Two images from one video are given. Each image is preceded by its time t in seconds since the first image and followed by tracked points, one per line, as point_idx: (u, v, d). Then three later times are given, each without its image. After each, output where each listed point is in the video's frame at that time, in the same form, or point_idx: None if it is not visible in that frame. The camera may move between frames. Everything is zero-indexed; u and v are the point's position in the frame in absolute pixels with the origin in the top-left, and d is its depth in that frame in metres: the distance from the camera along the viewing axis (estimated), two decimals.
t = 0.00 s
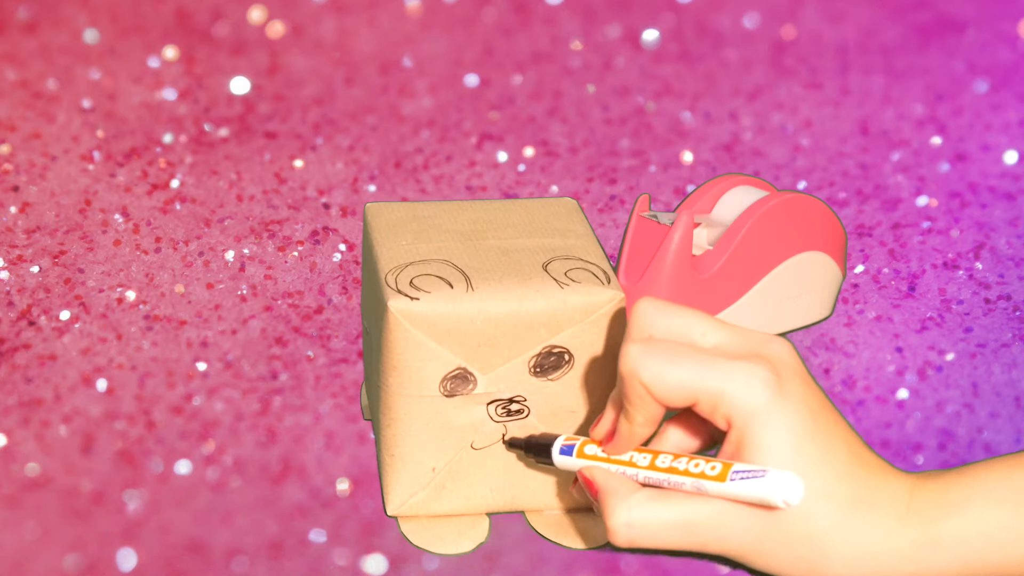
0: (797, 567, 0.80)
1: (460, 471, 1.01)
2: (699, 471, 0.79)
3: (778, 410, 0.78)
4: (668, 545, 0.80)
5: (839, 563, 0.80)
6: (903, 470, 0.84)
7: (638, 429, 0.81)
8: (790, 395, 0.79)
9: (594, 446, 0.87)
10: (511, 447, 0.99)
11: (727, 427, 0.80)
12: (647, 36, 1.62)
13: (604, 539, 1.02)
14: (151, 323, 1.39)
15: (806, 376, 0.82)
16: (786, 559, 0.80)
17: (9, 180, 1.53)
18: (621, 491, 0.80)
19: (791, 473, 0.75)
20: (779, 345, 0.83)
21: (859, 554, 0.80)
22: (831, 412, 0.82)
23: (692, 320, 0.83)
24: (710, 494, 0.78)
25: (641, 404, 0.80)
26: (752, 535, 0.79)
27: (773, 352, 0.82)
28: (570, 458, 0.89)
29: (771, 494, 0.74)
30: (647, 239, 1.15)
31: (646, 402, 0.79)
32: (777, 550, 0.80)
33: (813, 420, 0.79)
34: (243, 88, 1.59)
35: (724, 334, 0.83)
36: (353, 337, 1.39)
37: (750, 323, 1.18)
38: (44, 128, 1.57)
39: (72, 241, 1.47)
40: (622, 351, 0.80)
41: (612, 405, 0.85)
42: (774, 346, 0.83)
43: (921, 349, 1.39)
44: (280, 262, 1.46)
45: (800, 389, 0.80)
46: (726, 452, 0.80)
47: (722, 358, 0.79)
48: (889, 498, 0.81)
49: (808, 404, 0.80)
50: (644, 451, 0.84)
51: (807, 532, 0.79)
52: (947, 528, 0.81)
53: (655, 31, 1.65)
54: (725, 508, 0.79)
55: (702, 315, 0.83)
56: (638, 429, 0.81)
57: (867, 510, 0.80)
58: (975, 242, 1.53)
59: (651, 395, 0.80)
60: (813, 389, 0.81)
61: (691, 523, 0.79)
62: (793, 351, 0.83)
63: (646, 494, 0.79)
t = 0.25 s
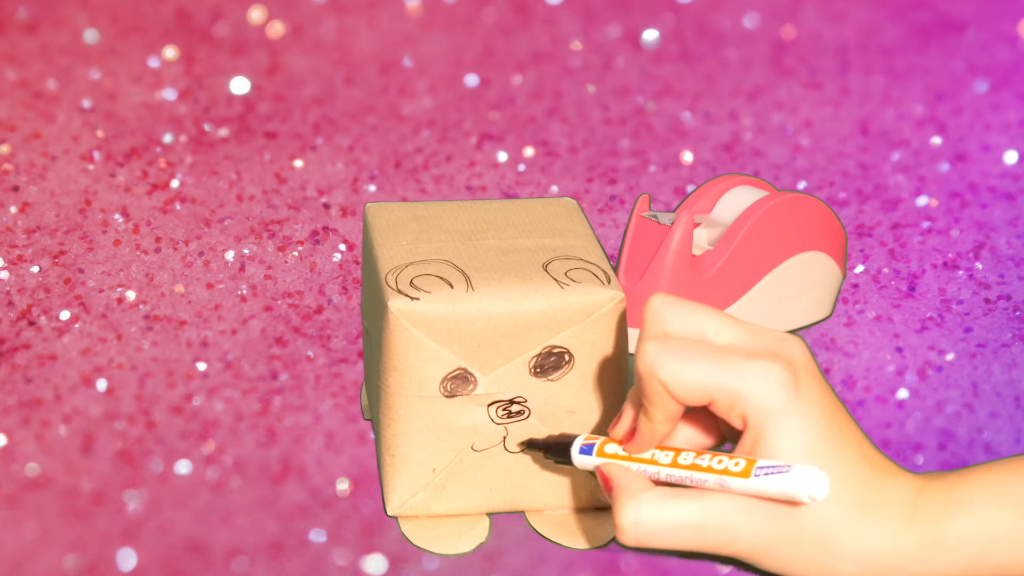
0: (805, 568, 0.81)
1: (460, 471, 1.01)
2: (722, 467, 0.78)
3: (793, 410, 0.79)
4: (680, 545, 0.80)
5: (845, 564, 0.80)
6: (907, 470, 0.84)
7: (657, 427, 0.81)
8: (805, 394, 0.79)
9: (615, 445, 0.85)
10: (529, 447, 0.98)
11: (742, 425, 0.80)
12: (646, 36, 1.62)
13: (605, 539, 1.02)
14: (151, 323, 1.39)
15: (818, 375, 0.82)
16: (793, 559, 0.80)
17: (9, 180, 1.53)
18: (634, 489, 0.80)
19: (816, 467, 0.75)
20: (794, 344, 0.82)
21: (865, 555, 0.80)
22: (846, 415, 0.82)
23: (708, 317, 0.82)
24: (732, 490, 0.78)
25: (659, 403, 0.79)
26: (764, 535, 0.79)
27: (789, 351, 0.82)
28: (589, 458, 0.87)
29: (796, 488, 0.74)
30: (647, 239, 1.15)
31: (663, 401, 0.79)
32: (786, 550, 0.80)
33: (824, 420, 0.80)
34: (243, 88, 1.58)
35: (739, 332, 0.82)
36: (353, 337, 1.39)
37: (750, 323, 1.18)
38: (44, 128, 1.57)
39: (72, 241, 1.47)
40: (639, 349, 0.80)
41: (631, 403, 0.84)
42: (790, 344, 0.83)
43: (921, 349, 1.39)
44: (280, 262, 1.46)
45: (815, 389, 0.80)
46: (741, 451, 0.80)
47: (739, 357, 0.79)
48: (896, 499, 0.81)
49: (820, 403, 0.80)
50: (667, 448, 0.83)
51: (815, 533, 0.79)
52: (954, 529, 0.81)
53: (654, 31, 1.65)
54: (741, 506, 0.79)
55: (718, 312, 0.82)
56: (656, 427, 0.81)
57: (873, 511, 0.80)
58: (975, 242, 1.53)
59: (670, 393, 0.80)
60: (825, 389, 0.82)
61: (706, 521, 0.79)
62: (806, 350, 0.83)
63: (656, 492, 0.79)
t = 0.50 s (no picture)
0: (794, 568, 0.81)
1: (460, 471, 1.01)
2: (695, 474, 0.79)
3: (772, 414, 0.79)
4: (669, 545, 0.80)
5: (836, 565, 0.80)
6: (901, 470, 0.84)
7: (631, 434, 0.82)
8: (784, 397, 0.79)
9: (586, 449, 0.87)
10: (501, 449, 0.99)
11: (721, 430, 0.80)
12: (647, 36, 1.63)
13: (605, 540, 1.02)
14: (151, 323, 1.39)
15: (800, 377, 0.82)
16: (782, 560, 0.80)
17: (9, 180, 1.53)
18: (617, 492, 0.81)
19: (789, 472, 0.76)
20: (774, 349, 0.82)
21: (857, 556, 0.80)
22: (826, 414, 0.81)
23: (687, 325, 0.82)
24: (707, 496, 0.79)
25: (634, 409, 0.80)
26: (749, 535, 0.80)
27: (768, 356, 0.82)
28: (562, 462, 0.88)
29: (767, 495, 0.76)
30: (647, 238, 1.15)
31: (639, 407, 0.80)
32: (773, 551, 0.80)
33: (808, 421, 0.79)
34: (243, 87, 1.58)
35: (719, 339, 0.82)
36: (353, 337, 1.39)
37: (750, 323, 1.18)
38: (44, 128, 1.57)
39: (72, 241, 1.47)
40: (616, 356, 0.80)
41: (605, 406, 0.84)
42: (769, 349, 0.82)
43: (921, 349, 1.39)
44: (280, 262, 1.46)
45: (794, 392, 0.80)
46: (721, 455, 0.81)
47: (716, 363, 0.79)
48: (887, 500, 0.81)
49: (803, 405, 0.80)
50: (639, 454, 0.84)
51: (803, 534, 0.79)
52: (945, 530, 0.81)
53: (655, 32, 1.65)
54: (723, 508, 0.79)
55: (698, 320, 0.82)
56: (631, 433, 0.82)
57: (863, 511, 0.80)
58: (975, 242, 1.53)
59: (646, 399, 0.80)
60: (808, 391, 0.81)
61: (690, 524, 0.79)
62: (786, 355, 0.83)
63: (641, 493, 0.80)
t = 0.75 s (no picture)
0: (793, 568, 0.80)
1: (460, 471, 1.01)
2: (693, 475, 0.80)
3: (771, 414, 0.78)
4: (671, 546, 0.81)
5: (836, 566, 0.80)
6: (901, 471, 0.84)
7: (629, 435, 0.82)
8: (783, 398, 0.79)
9: (585, 450, 0.87)
10: (500, 449, 0.99)
11: (719, 432, 0.80)
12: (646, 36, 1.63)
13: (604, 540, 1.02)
14: (151, 323, 1.39)
15: (799, 379, 0.82)
16: (781, 560, 0.80)
17: (9, 180, 1.53)
18: (617, 493, 0.81)
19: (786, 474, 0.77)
20: (773, 351, 0.82)
21: (856, 557, 0.80)
22: (826, 416, 0.81)
23: (685, 327, 0.82)
24: (706, 497, 0.79)
25: (632, 411, 0.80)
26: (750, 537, 0.80)
27: (766, 357, 0.82)
28: (561, 463, 0.88)
29: (765, 496, 0.76)
30: (647, 238, 1.15)
31: (637, 409, 0.80)
32: (772, 552, 0.80)
33: (807, 422, 0.79)
34: (243, 87, 1.58)
35: (718, 340, 0.82)
36: (353, 337, 1.39)
37: (751, 323, 1.18)
38: (44, 128, 1.57)
39: (72, 241, 1.47)
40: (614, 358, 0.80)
41: (603, 408, 0.85)
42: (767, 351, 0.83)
43: (921, 349, 1.39)
44: (280, 262, 1.46)
45: (793, 394, 0.80)
46: (721, 456, 0.80)
47: (715, 365, 0.79)
48: (886, 501, 0.81)
49: (802, 406, 0.80)
50: (638, 455, 0.84)
51: (803, 534, 0.79)
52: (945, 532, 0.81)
53: (655, 31, 1.64)
54: (723, 509, 0.79)
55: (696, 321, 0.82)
56: (629, 434, 0.82)
57: (862, 513, 0.80)
58: (975, 242, 1.53)
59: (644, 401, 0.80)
60: (807, 393, 0.82)
61: (690, 525, 0.79)
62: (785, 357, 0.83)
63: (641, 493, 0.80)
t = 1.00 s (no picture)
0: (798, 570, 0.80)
1: (461, 471, 1.01)
2: (706, 473, 0.79)
3: (780, 412, 0.78)
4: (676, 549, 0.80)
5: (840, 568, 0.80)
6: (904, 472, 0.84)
7: (643, 434, 0.82)
8: (791, 396, 0.79)
9: (604, 450, 0.87)
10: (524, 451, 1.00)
11: (728, 430, 0.80)
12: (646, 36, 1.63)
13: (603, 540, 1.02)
14: (151, 323, 1.39)
15: (808, 378, 0.82)
16: (786, 562, 0.80)
17: (9, 180, 1.53)
18: (624, 493, 0.81)
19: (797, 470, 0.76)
20: (782, 349, 0.82)
21: (860, 558, 0.80)
22: (833, 416, 0.81)
23: (695, 324, 0.83)
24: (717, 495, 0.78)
25: (643, 409, 0.80)
26: (756, 537, 0.79)
27: (776, 355, 0.82)
28: (581, 464, 0.88)
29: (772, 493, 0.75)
30: (647, 238, 1.15)
31: (648, 407, 0.80)
32: (778, 553, 0.80)
33: (815, 421, 0.79)
34: (242, 87, 1.58)
35: (728, 338, 0.82)
36: (353, 337, 1.39)
37: (751, 323, 1.18)
38: (44, 128, 1.57)
39: (72, 241, 1.47)
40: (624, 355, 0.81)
41: (619, 409, 0.85)
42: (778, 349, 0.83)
43: (921, 349, 1.39)
44: (280, 262, 1.46)
45: (801, 393, 0.80)
46: (730, 455, 0.80)
47: (723, 362, 0.79)
48: (890, 503, 0.81)
49: (810, 405, 0.80)
50: (654, 455, 0.83)
51: (809, 535, 0.79)
52: (948, 533, 0.81)
53: (655, 31, 1.64)
54: (730, 511, 0.79)
55: (705, 319, 0.83)
56: (643, 433, 0.82)
57: (866, 514, 0.79)
58: (975, 242, 1.53)
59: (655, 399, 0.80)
60: (816, 392, 0.81)
61: (695, 527, 0.79)
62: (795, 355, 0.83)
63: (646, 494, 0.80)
